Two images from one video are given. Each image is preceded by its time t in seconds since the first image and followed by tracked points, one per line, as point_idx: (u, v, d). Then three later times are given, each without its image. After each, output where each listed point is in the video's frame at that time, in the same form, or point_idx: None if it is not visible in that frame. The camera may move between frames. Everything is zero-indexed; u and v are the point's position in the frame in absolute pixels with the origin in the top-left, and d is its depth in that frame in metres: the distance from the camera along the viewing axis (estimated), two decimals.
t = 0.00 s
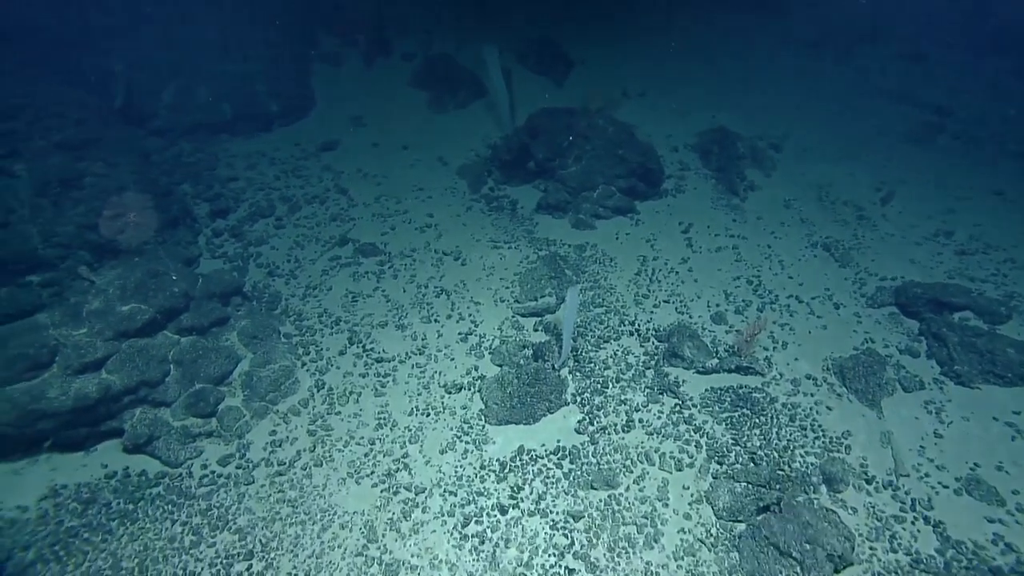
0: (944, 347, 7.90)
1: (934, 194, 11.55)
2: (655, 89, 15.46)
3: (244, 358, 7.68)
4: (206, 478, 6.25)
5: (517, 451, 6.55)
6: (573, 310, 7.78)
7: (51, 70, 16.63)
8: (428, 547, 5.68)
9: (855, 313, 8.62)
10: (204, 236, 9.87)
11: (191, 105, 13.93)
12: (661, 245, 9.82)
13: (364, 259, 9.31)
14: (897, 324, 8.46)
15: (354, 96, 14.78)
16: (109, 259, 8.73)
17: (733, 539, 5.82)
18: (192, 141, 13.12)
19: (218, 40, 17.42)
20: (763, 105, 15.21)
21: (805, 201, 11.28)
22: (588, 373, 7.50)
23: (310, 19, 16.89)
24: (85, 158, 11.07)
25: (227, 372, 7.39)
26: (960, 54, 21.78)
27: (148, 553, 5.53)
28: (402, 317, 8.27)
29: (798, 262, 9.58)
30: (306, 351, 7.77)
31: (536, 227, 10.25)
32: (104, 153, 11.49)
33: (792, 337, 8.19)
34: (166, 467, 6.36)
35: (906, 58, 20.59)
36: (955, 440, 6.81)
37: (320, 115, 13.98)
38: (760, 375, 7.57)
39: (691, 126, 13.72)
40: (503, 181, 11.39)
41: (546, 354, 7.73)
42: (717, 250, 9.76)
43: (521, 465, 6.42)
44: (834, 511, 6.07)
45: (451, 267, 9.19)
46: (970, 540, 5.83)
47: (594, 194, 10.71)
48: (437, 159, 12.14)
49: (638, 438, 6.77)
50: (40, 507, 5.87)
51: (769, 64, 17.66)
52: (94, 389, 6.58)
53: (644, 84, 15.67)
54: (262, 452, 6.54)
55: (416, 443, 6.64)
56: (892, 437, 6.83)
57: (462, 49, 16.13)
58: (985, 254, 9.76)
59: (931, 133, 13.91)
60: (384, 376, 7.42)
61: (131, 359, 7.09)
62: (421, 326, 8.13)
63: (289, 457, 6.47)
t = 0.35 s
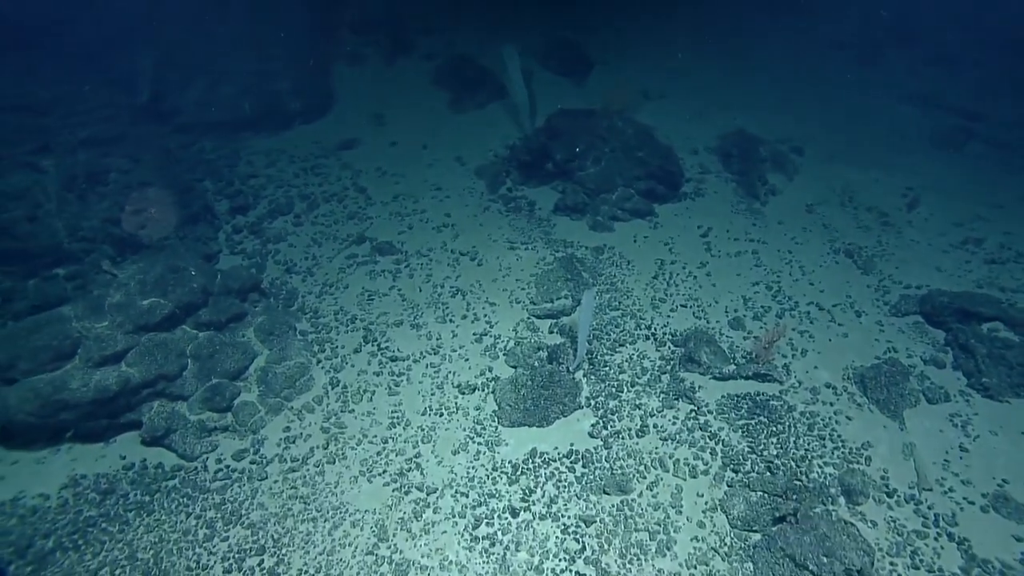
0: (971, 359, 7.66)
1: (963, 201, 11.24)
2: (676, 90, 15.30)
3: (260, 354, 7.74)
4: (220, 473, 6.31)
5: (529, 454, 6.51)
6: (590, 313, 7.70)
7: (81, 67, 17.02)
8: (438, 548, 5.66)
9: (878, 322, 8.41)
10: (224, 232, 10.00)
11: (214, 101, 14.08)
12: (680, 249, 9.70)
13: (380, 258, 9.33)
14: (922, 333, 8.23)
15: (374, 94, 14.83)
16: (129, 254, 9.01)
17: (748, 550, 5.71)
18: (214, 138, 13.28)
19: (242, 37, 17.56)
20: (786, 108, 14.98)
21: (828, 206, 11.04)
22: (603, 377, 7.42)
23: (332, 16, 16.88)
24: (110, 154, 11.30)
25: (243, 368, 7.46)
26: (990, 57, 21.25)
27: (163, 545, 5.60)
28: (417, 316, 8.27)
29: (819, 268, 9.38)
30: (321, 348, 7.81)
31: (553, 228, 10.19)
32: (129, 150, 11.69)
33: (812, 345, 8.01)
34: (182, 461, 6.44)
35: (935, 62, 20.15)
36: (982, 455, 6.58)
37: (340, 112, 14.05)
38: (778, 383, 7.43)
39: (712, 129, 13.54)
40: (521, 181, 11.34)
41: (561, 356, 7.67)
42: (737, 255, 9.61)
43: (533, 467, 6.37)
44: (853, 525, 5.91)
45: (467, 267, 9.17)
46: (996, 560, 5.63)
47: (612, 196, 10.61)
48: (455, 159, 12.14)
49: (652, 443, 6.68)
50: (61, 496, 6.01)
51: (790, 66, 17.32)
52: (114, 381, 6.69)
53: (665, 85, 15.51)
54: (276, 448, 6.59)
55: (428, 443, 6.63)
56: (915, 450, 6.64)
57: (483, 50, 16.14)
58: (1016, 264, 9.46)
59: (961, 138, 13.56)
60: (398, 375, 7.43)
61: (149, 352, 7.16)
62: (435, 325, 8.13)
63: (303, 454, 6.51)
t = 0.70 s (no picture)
0: (999, 370, 7.42)
1: (993, 208, 10.91)
2: (698, 91, 15.12)
3: (275, 350, 7.80)
4: (233, 466, 6.37)
5: (540, 456, 6.46)
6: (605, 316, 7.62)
7: (110, 64, 17.37)
8: (447, 548, 5.65)
9: (901, 331, 8.20)
10: (243, 228, 10.11)
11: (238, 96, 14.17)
12: (697, 252, 9.57)
13: (396, 256, 9.35)
14: (947, 343, 8.00)
15: (394, 91, 14.86)
16: (150, 248, 9.44)
17: (761, 560, 5.60)
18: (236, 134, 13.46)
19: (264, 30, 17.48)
20: (811, 110, 14.74)
21: (851, 212, 10.81)
22: (617, 380, 7.35)
23: (354, 12, 16.86)
24: (134, 148, 11.48)
25: (258, 362, 7.52)
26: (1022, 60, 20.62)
27: (176, 536, 5.68)
28: (431, 315, 8.27)
29: (841, 275, 9.18)
30: (336, 345, 7.85)
31: (570, 229, 10.12)
32: (152, 144, 11.87)
33: (832, 353, 7.84)
34: (196, 453, 6.52)
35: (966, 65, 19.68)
36: (1008, 471, 6.37)
37: (360, 110, 14.11)
38: (796, 390, 7.28)
39: (733, 131, 13.35)
40: (538, 181, 11.30)
41: (575, 358, 7.61)
42: (755, 259, 9.45)
43: (544, 469, 6.33)
44: (871, 538, 5.77)
45: (482, 266, 9.15)
46: None
47: (630, 198, 10.51)
48: (473, 158, 12.13)
49: (665, 448, 6.59)
50: (80, 485, 6.13)
51: (812, 69, 17.00)
52: (132, 372, 6.78)
53: (686, 86, 15.34)
54: (289, 443, 6.63)
55: (440, 442, 6.62)
56: (937, 464, 6.45)
57: (503, 49, 16.12)
58: None
59: (992, 143, 13.19)
60: (411, 373, 7.44)
61: (167, 345, 7.22)
62: (449, 324, 8.12)
63: (315, 450, 6.55)
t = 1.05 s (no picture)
0: None
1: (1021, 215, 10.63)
2: (717, 93, 14.96)
3: (288, 344, 7.84)
4: (245, 460, 6.42)
5: (551, 457, 6.41)
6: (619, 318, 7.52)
7: (128, 58, 17.47)
8: (455, 548, 5.63)
9: (922, 340, 8.01)
10: (259, 222, 10.18)
11: (257, 91, 14.19)
12: (714, 255, 9.44)
13: (410, 253, 9.36)
14: (970, 353, 7.80)
15: (411, 88, 14.85)
16: (169, 242, 9.46)
17: (774, 570, 5.50)
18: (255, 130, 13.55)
19: (283, 21, 17.35)
20: (830, 116, 14.59)
21: (873, 217, 10.59)
22: (630, 383, 7.27)
23: (372, 8, 16.84)
24: (155, 142, 11.65)
25: (271, 357, 7.56)
26: None
27: (187, 527, 5.73)
28: (444, 313, 8.26)
29: (860, 280, 9.00)
30: (348, 341, 7.88)
31: (585, 229, 10.04)
32: (172, 139, 11.99)
33: (850, 360, 7.68)
34: (209, 445, 6.58)
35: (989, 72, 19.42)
36: None
37: (377, 106, 14.14)
38: (812, 398, 7.14)
39: (753, 134, 13.17)
40: (554, 181, 11.23)
41: (588, 359, 7.54)
42: (773, 263, 9.29)
43: (554, 471, 6.28)
44: (888, 551, 5.63)
45: (496, 266, 9.12)
46: None
47: (647, 199, 10.40)
48: (490, 157, 12.09)
49: (677, 453, 6.51)
50: (95, 474, 6.22)
51: (813, 69, 17.11)
52: (147, 363, 6.87)
53: (705, 87, 15.18)
54: (300, 438, 6.67)
55: (450, 441, 6.60)
56: (958, 477, 6.28)
57: (521, 48, 16.08)
58: None
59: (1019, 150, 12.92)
60: (423, 371, 7.43)
61: (182, 338, 7.29)
62: (462, 323, 8.11)
63: (325, 446, 6.57)
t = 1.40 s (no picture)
0: None
1: None
2: (735, 95, 14.80)
3: (300, 339, 7.88)
4: (255, 453, 6.46)
5: (560, 458, 6.37)
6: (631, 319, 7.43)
7: (149, 53, 17.67)
8: (461, 546, 5.62)
9: (941, 347, 7.83)
10: (273, 218, 10.24)
11: (273, 86, 14.26)
12: (729, 257, 9.32)
13: (422, 251, 9.37)
14: (991, 362, 7.60)
15: (426, 86, 14.85)
16: (184, 236, 9.67)
17: None
18: (271, 126, 13.66)
19: (295, 17, 17.38)
20: (849, 120, 14.41)
21: (893, 221, 10.38)
22: (641, 385, 7.20)
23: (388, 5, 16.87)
24: (173, 137, 11.79)
25: (282, 352, 7.61)
26: None
27: (197, 519, 5.78)
28: (455, 311, 8.25)
29: (877, 286, 8.83)
30: (359, 337, 7.90)
31: (598, 229, 9.97)
32: (190, 134, 12.10)
33: (866, 366, 7.54)
34: (220, 438, 6.64)
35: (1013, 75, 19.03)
36: None
37: (393, 103, 14.17)
38: (827, 404, 7.01)
39: (771, 136, 13.00)
40: (568, 181, 11.17)
41: (599, 360, 7.48)
42: (789, 267, 9.15)
43: (563, 472, 6.24)
44: (903, 563, 5.50)
45: (508, 264, 9.09)
46: None
47: (661, 200, 10.30)
48: (504, 155, 12.06)
49: (687, 456, 6.43)
50: (108, 463, 6.30)
51: (814, 69, 17.05)
52: (161, 355, 6.95)
53: (723, 89, 15.02)
54: (310, 433, 6.70)
55: (459, 440, 6.59)
56: (977, 488, 6.13)
57: (536, 46, 16.01)
58: None
59: None
60: (433, 368, 7.43)
61: (195, 331, 7.35)
62: (473, 321, 8.09)
63: (334, 441, 6.60)
